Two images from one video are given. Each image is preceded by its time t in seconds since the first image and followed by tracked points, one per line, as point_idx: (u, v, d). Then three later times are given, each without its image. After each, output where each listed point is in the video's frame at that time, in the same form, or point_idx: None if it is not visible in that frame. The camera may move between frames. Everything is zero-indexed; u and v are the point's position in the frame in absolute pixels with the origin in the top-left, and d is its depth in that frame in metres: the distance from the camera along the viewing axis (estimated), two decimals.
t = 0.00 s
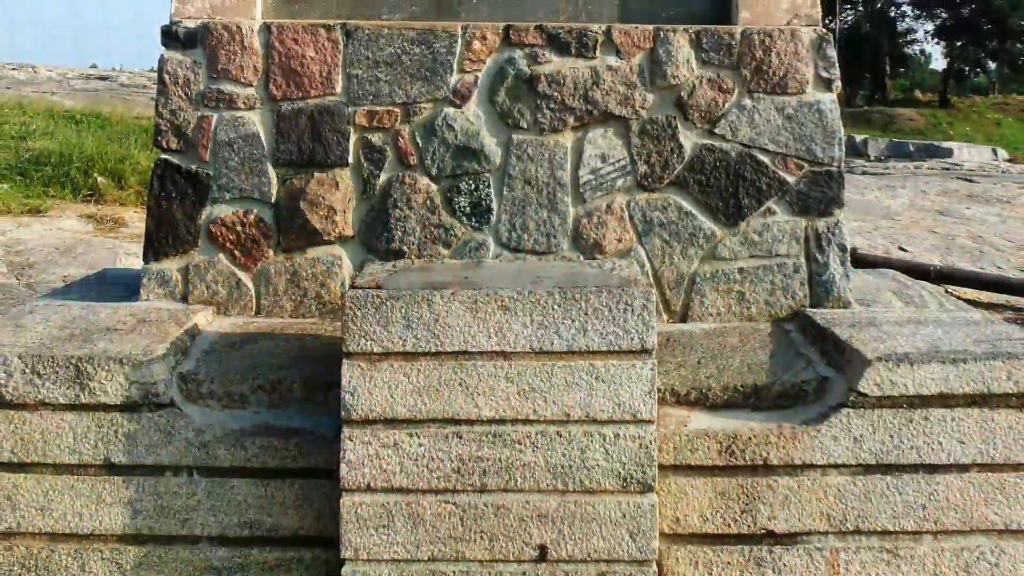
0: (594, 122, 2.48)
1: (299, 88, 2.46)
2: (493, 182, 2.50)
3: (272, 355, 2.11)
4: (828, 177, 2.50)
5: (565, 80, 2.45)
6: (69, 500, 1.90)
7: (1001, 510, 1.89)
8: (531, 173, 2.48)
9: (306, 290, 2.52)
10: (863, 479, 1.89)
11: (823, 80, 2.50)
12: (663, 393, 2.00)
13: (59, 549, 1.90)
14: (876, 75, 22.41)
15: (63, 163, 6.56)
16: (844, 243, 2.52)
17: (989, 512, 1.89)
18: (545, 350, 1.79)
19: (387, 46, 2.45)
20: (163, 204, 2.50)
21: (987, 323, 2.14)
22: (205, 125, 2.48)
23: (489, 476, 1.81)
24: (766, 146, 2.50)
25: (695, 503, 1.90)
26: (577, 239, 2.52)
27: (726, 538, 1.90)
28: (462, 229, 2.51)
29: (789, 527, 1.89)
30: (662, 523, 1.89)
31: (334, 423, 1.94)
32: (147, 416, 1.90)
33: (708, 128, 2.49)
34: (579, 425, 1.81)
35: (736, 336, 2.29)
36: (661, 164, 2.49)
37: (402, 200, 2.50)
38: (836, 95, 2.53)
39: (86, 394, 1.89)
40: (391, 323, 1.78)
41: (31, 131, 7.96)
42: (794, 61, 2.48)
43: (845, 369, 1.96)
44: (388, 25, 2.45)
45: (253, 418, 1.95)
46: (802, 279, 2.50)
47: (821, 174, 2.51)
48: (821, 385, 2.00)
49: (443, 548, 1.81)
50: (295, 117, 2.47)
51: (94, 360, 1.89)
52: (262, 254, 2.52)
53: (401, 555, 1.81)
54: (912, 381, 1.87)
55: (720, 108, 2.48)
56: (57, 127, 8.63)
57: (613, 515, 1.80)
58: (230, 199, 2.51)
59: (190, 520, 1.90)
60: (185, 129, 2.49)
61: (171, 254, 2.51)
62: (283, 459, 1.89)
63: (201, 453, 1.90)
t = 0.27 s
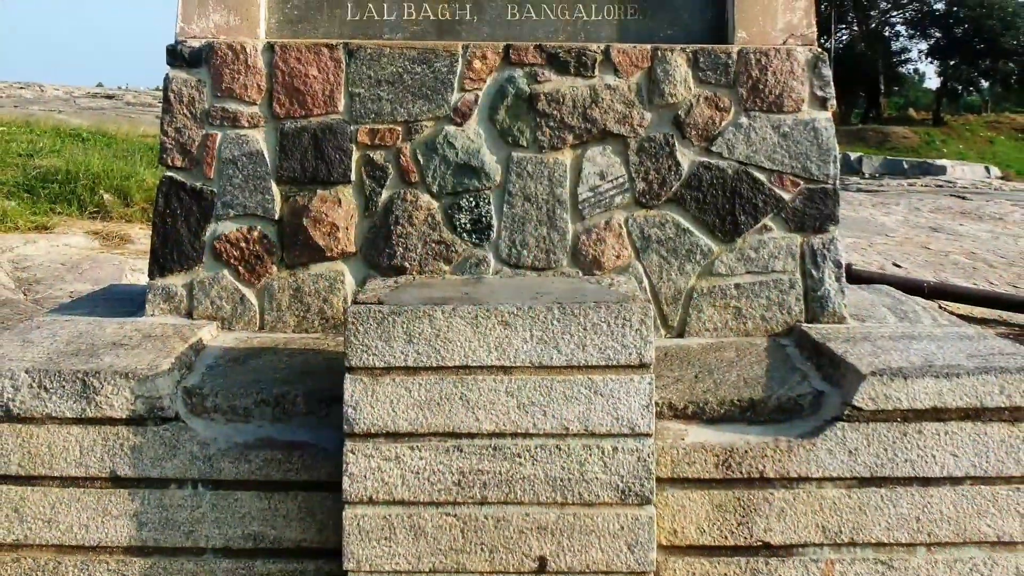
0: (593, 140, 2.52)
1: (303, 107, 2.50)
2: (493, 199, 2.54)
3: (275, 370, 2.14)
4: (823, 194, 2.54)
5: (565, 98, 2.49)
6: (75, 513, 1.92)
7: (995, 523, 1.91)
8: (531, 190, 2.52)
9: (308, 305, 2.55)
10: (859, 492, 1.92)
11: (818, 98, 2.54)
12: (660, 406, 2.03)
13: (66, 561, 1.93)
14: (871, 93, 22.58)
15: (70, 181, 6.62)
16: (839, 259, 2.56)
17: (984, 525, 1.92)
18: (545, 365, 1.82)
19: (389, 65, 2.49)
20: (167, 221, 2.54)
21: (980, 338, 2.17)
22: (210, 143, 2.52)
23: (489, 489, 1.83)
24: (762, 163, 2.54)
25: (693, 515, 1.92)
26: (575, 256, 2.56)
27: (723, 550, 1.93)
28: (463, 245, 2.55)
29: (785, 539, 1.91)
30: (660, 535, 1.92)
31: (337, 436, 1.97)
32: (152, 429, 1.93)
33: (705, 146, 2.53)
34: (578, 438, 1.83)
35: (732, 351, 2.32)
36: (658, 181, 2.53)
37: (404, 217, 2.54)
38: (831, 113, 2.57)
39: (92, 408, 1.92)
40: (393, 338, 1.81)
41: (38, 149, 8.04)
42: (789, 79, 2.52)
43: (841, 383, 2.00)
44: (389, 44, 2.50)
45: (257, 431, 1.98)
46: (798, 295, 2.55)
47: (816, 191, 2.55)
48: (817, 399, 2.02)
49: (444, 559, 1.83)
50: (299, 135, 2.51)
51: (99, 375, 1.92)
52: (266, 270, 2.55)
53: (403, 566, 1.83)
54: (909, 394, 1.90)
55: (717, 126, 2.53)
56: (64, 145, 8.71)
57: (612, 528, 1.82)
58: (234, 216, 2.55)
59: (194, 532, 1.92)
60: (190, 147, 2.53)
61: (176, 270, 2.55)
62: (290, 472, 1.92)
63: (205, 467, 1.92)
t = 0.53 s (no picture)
0: (591, 158, 2.56)
1: (306, 125, 2.54)
2: (493, 216, 2.58)
3: (279, 384, 2.17)
4: (818, 211, 2.57)
5: (564, 117, 2.53)
6: (80, 525, 1.95)
7: (988, 535, 1.94)
8: (531, 207, 2.56)
9: (311, 320, 2.59)
10: (854, 504, 1.95)
11: (813, 116, 2.58)
12: (658, 420, 2.06)
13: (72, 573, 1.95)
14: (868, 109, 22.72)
15: (76, 198, 6.69)
16: (835, 275, 2.59)
17: (977, 537, 1.94)
18: (544, 379, 1.86)
19: (391, 83, 2.53)
20: (172, 237, 2.57)
21: (973, 353, 2.20)
22: (214, 160, 2.56)
23: (489, 502, 1.86)
24: (758, 180, 2.58)
25: (691, 527, 1.94)
26: (574, 272, 2.59)
27: (720, 562, 1.95)
28: (464, 261, 2.59)
29: (781, 550, 1.94)
30: (658, 547, 1.94)
31: (339, 450, 1.99)
32: (157, 442, 1.96)
33: (702, 164, 2.57)
34: (577, 451, 1.86)
35: (729, 365, 2.35)
36: (656, 198, 2.57)
37: (405, 233, 2.57)
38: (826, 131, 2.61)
39: (98, 421, 1.95)
40: (394, 352, 1.84)
41: (45, 167, 8.11)
42: (785, 97, 2.56)
43: (836, 397, 2.03)
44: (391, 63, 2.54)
45: (260, 445, 2.01)
46: (793, 310, 2.58)
47: (812, 208, 2.59)
48: (813, 413, 2.05)
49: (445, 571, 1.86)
50: (302, 152, 2.55)
51: (105, 389, 1.95)
52: (269, 286, 2.59)
53: None
54: (904, 408, 1.93)
55: (713, 144, 2.57)
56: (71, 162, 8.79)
57: (611, 539, 1.85)
58: (238, 232, 2.58)
59: (197, 544, 1.95)
60: (194, 165, 2.57)
61: (181, 285, 2.58)
62: (292, 485, 1.94)
63: (209, 479, 1.95)
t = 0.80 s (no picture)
0: (590, 175, 2.61)
1: (309, 142, 2.59)
2: (494, 232, 2.62)
3: (282, 398, 2.21)
4: (814, 227, 2.61)
5: (563, 134, 2.58)
6: (87, 537, 1.97)
7: (980, 546, 1.97)
8: (530, 223, 2.60)
9: (314, 335, 2.62)
10: (849, 515, 1.98)
11: (809, 133, 2.62)
12: (656, 433, 2.09)
13: None
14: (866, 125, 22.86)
15: (83, 215, 6.74)
16: (830, 290, 2.63)
17: (970, 548, 1.98)
18: (543, 393, 1.89)
19: (393, 101, 2.58)
20: (177, 253, 2.61)
21: (967, 367, 2.24)
22: (218, 177, 2.60)
23: (490, 513, 1.89)
24: (754, 197, 2.62)
25: (688, 539, 1.97)
26: (573, 287, 2.63)
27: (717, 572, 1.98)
28: (464, 276, 2.63)
29: (777, 561, 1.97)
30: (656, 558, 1.97)
31: (342, 462, 2.02)
32: (163, 455, 1.99)
33: (699, 180, 2.62)
34: (576, 463, 1.89)
35: (726, 379, 2.39)
36: (654, 215, 2.61)
37: (407, 249, 2.61)
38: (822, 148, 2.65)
39: (104, 435, 1.98)
40: (396, 366, 1.88)
41: (51, 183, 8.18)
42: (781, 115, 2.61)
43: (832, 410, 2.06)
44: (392, 81, 2.59)
45: (263, 458, 2.04)
46: (789, 325, 2.62)
47: (807, 224, 2.63)
48: (808, 426, 2.09)
49: None
50: (305, 169, 2.59)
51: (111, 403, 1.98)
52: (273, 301, 2.62)
53: None
54: (898, 420, 1.96)
55: (710, 161, 2.61)
56: (77, 179, 8.85)
57: (609, 551, 1.88)
58: (242, 248, 2.62)
59: (202, 555, 1.97)
60: (199, 182, 2.61)
61: (185, 300, 2.62)
62: (295, 497, 1.97)
63: (214, 491, 1.98)
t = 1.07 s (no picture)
0: (589, 191, 2.65)
1: (312, 159, 2.63)
2: (494, 248, 2.66)
3: (285, 411, 2.24)
4: (809, 243, 2.65)
5: (562, 151, 2.62)
6: (92, 548, 2.00)
7: (973, 557, 2.00)
8: (530, 239, 2.64)
9: (316, 349, 2.66)
10: (844, 527, 2.01)
11: (804, 150, 2.67)
12: (654, 446, 2.12)
13: None
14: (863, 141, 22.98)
15: (89, 230, 6.80)
16: (825, 305, 2.67)
17: (963, 560, 2.01)
18: (543, 407, 1.92)
19: (394, 119, 2.62)
20: (181, 268, 2.65)
21: (960, 380, 2.27)
22: (223, 194, 2.64)
23: (490, 525, 1.92)
24: (750, 213, 2.66)
25: (685, 550, 2.00)
26: (572, 302, 2.67)
27: None
28: (465, 291, 2.66)
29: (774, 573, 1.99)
30: (653, 569, 2.00)
31: (344, 474, 2.05)
32: (168, 468, 2.02)
33: (696, 197, 2.66)
34: (575, 476, 1.92)
35: (723, 393, 2.42)
36: (651, 231, 2.65)
37: (408, 265, 2.65)
38: (818, 165, 2.70)
39: (110, 448, 2.01)
40: (398, 380, 1.91)
41: (57, 199, 8.24)
42: (777, 132, 2.65)
43: (827, 424, 2.09)
44: (394, 99, 2.63)
45: (266, 470, 2.06)
46: (785, 339, 2.66)
47: (803, 240, 2.66)
48: (803, 439, 2.12)
49: None
50: (308, 186, 2.63)
51: (117, 417, 2.01)
52: (276, 315, 2.66)
53: None
54: (893, 434, 1.99)
55: (707, 177, 2.65)
56: (83, 195, 8.92)
57: (607, 562, 1.91)
58: (245, 263, 2.66)
59: (206, 566, 2.00)
60: (203, 198, 2.65)
61: (190, 315, 2.66)
62: (298, 509, 2.00)
63: (218, 503, 2.00)
